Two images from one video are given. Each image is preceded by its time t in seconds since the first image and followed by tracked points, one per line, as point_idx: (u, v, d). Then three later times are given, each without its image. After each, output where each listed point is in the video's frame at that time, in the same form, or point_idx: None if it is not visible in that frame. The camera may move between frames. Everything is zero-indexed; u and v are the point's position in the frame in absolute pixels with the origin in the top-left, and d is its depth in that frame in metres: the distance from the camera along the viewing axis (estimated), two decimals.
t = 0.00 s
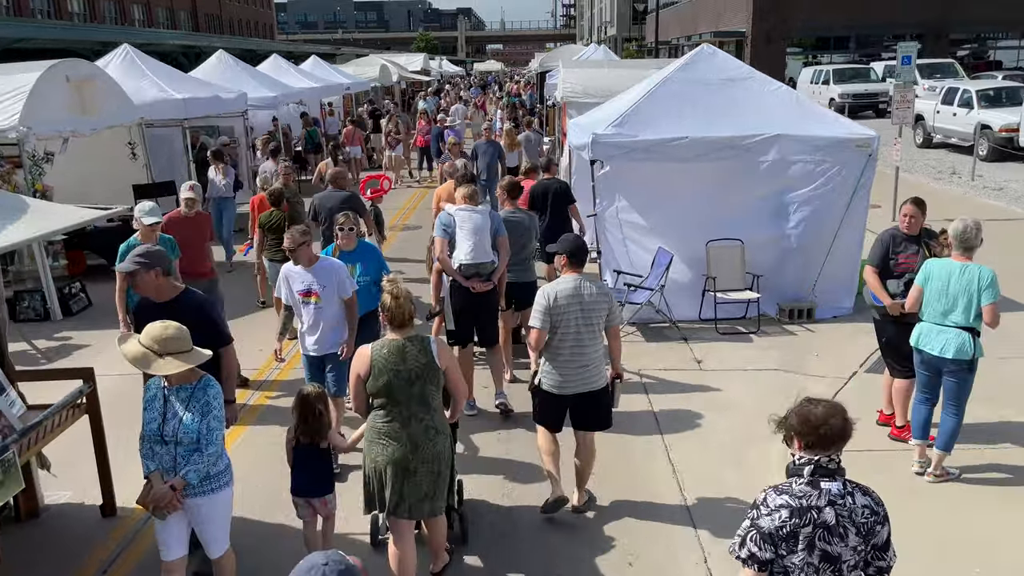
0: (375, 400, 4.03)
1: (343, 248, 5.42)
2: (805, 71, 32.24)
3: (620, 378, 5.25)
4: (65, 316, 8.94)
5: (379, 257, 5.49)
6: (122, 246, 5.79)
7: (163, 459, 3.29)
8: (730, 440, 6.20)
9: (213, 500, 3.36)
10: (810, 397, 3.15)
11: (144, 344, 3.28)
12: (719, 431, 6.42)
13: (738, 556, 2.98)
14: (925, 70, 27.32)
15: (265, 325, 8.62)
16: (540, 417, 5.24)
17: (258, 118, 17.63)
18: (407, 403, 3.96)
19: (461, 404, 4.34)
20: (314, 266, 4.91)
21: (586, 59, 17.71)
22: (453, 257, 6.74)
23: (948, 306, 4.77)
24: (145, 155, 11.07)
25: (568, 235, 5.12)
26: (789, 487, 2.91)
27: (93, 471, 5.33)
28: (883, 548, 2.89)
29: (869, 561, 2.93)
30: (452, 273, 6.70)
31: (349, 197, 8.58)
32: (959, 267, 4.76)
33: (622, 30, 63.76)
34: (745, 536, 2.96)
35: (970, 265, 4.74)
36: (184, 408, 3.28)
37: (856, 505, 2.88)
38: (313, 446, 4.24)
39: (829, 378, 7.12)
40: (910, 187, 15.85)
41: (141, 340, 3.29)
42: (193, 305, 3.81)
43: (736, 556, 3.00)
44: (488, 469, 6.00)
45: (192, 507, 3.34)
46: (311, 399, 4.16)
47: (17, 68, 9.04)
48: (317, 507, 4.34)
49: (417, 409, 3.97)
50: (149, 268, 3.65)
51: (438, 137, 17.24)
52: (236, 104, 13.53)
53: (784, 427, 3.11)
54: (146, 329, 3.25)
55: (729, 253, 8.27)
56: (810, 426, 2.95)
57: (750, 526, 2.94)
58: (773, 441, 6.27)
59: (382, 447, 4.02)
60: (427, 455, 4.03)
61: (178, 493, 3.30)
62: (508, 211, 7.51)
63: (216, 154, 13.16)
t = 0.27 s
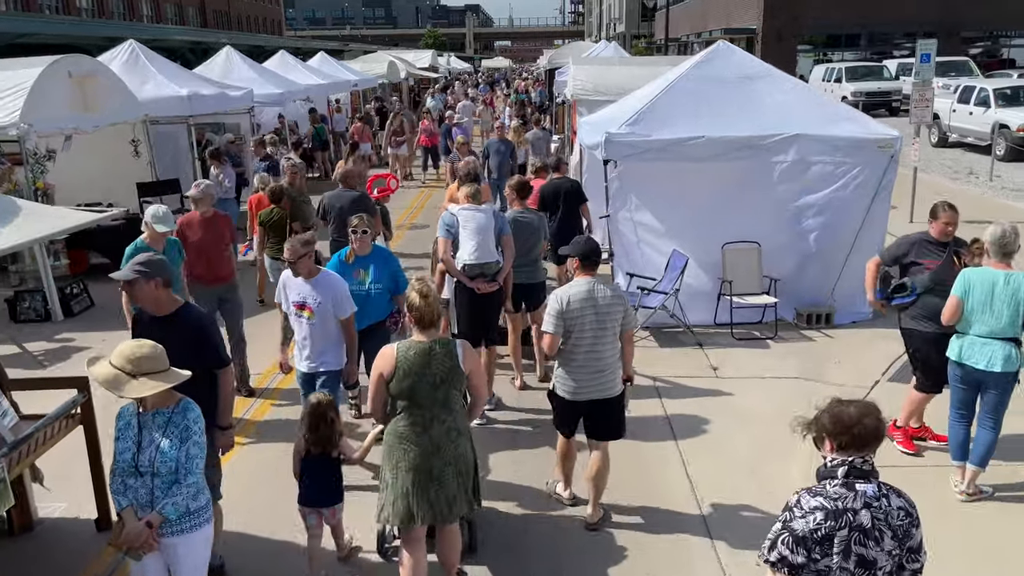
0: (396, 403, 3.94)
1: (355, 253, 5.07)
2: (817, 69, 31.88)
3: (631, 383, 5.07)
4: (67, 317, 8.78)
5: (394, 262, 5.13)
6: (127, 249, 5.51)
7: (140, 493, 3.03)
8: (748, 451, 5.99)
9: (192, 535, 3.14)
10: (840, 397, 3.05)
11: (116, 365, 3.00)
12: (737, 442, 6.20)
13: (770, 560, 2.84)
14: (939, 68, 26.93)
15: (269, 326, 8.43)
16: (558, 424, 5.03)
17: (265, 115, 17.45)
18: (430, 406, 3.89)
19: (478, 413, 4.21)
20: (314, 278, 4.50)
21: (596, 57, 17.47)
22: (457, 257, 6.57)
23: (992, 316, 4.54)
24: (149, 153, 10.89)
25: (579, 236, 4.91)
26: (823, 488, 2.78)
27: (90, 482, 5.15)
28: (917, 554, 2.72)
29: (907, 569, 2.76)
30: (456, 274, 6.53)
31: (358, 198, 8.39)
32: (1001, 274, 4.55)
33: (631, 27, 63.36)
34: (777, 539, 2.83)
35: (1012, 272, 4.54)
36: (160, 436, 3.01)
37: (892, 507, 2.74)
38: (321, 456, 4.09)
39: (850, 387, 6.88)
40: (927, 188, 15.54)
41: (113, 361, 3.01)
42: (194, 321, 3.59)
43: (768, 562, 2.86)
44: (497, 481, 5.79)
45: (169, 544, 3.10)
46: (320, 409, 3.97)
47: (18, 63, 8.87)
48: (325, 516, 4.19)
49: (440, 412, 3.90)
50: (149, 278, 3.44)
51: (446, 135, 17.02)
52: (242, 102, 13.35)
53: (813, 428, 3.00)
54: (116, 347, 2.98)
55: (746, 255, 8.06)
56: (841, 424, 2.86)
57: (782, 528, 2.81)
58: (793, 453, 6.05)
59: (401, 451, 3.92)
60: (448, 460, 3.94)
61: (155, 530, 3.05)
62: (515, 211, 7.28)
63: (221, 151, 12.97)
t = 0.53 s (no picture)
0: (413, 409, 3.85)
1: (359, 259, 4.85)
2: (832, 65, 31.43)
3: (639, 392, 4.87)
4: (69, 318, 8.59)
5: (399, 270, 4.91)
6: (138, 253, 5.12)
7: (106, 528, 2.83)
8: (769, 462, 5.74)
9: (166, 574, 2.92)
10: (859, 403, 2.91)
11: (75, 390, 2.77)
12: (757, 453, 5.95)
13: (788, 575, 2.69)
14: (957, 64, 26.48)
15: (273, 328, 8.22)
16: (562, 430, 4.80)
17: (274, 112, 17.26)
18: (445, 412, 3.79)
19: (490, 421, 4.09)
20: (313, 287, 4.27)
21: (608, 53, 17.21)
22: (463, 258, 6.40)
23: None
24: (154, 151, 10.71)
25: (583, 236, 4.67)
26: (843, 499, 2.64)
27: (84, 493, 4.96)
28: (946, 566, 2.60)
29: None
30: (461, 275, 6.39)
31: (366, 198, 8.19)
32: None
33: (643, 24, 63.03)
34: (794, 552, 2.69)
35: None
36: (127, 467, 2.79)
37: (915, 520, 2.60)
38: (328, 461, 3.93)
39: (874, 395, 6.62)
40: (946, 187, 15.19)
41: (72, 385, 2.78)
42: (195, 337, 3.37)
43: None
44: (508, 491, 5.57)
45: None
46: (326, 411, 3.83)
47: (20, 59, 8.69)
48: (336, 519, 4.07)
49: (455, 419, 3.80)
50: (145, 291, 3.23)
51: (456, 132, 16.80)
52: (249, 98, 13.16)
53: (833, 435, 2.85)
54: (78, 370, 2.75)
55: (764, 257, 7.80)
56: (862, 432, 2.70)
57: (800, 542, 2.66)
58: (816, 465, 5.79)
59: (415, 458, 3.81)
60: (461, 469, 3.83)
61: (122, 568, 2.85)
62: (530, 211, 6.95)
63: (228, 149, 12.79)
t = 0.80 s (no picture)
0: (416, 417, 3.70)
1: (350, 268, 4.62)
2: (848, 60, 30.96)
3: (650, 396, 4.70)
4: (70, 319, 8.42)
5: (394, 278, 4.67)
6: (148, 258, 4.84)
7: (67, 565, 2.63)
8: (792, 473, 5.48)
9: None
10: (876, 408, 2.80)
11: (33, 418, 2.60)
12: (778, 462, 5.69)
13: None
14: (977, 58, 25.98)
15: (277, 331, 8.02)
16: (562, 433, 4.70)
17: (282, 108, 17.08)
18: (447, 420, 3.60)
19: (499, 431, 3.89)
20: (307, 296, 4.04)
21: (620, 49, 16.94)
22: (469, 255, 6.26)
23: None
24: (159, 148, 10.55)
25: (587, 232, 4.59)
26: (845, 506, 2.57)
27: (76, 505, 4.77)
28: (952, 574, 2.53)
29: None
30: (467, 272, 6.21)
31: (374, 196, 7.96)
32: None
33: (655, 19, 62.55)
34: (793, 558, 2.63)
35: None
36: (89, 501, 2.59)
37: (921, 528, 2.53)
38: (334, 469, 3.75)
39: (899, 401, 6.36)
40: (968, 184, 14.83)
41: (30, 412, 2.61)
42: (178, 352, 3.13)
43: None
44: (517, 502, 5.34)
45: None
46: (330, 415, 3.66)
47: (21, 55, 8.53)
48: (341, 529, 3.88)
49: (458, 427, 3.60)
50: (124, 305, 3.00)
51: (466, 129, 16.58)
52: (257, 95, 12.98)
53: (840, 439, 2.75)
54: (36, 396, 2.57)
55: (783, 257, 7.54)
56: (871, 438, 2.60)
57: (800, 548, 2.60)
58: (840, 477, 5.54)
59: (417, 469, 3.64)
60: (464, 481, 3.61)
61: None
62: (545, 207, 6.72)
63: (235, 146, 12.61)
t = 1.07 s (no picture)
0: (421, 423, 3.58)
1: (331, 276, 4.44)
2: (861, 57, 30.59)
3: (659, 397, 4.70)
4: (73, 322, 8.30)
5: (377, 285, 4.46)
6: (161, 261, 4.60)
7: None
8: (811, 486, 5.28)
9: None
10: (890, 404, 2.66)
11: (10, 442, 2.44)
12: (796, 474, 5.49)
13: None
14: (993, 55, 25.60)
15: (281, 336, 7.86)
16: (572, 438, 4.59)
17: (290, 108, 16.95)
18: (449, 428, 3.47)
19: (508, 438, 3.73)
20: (298, 311, 3.88)
21: (631, 47, 16.71)
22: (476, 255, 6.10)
23: None
24: (164, 148, 10.43)
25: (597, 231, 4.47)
26: (849, 503, 2.46)
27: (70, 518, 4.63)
28: None
29: None
30: (474, 273, 6.05)
31: (383, 197, 7.76)
32: None
33: (666, 17, 62.21)
34: (793, 554, 2.54)
35: None
36: (61, 534, 2.44)
37: (928, 529, 2.40)
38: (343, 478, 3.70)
39: (920, 410, 6.14)
40: (987, 183, 14.54)
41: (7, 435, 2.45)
42: (154, 376, 2.99)
43: None
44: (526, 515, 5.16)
45: None
46: (337, 424, 3.59)
47: (23, 54, 8.41)
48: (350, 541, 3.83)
49: (460, 435, 3.47)
50: (93, 327, 2.85)
51: (475, 127, 16.41)
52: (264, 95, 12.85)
53: (848, 434, 2.63)
54: (13, 419, 2.41)
55: (800, 259, 7.32)
56: (878, 435, 2.48)
57: (799, 544, 2.51)
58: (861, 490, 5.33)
59: (422, 476, 3.55)
60: (469, 490, 3.48)
61: None
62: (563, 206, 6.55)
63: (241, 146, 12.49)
